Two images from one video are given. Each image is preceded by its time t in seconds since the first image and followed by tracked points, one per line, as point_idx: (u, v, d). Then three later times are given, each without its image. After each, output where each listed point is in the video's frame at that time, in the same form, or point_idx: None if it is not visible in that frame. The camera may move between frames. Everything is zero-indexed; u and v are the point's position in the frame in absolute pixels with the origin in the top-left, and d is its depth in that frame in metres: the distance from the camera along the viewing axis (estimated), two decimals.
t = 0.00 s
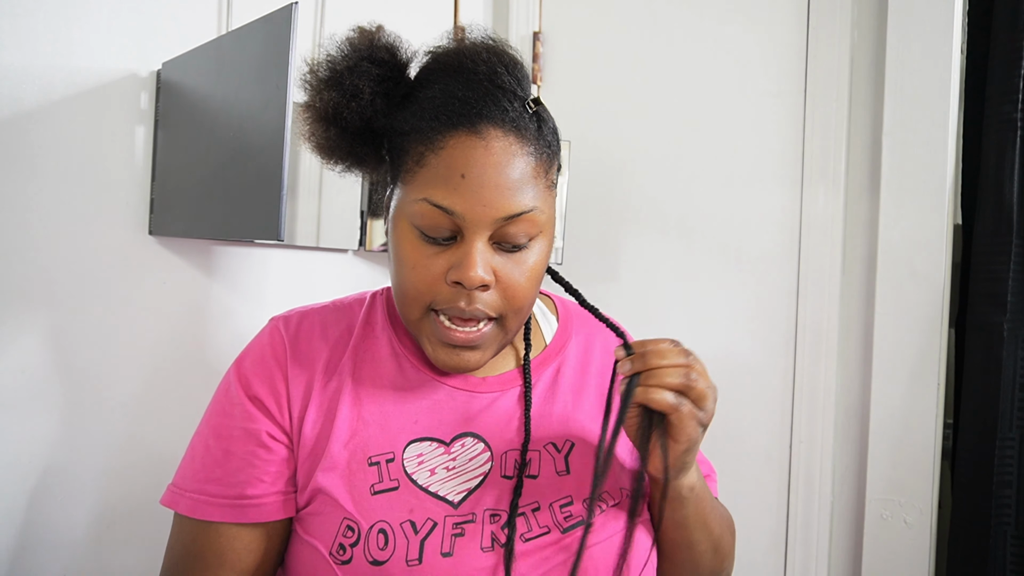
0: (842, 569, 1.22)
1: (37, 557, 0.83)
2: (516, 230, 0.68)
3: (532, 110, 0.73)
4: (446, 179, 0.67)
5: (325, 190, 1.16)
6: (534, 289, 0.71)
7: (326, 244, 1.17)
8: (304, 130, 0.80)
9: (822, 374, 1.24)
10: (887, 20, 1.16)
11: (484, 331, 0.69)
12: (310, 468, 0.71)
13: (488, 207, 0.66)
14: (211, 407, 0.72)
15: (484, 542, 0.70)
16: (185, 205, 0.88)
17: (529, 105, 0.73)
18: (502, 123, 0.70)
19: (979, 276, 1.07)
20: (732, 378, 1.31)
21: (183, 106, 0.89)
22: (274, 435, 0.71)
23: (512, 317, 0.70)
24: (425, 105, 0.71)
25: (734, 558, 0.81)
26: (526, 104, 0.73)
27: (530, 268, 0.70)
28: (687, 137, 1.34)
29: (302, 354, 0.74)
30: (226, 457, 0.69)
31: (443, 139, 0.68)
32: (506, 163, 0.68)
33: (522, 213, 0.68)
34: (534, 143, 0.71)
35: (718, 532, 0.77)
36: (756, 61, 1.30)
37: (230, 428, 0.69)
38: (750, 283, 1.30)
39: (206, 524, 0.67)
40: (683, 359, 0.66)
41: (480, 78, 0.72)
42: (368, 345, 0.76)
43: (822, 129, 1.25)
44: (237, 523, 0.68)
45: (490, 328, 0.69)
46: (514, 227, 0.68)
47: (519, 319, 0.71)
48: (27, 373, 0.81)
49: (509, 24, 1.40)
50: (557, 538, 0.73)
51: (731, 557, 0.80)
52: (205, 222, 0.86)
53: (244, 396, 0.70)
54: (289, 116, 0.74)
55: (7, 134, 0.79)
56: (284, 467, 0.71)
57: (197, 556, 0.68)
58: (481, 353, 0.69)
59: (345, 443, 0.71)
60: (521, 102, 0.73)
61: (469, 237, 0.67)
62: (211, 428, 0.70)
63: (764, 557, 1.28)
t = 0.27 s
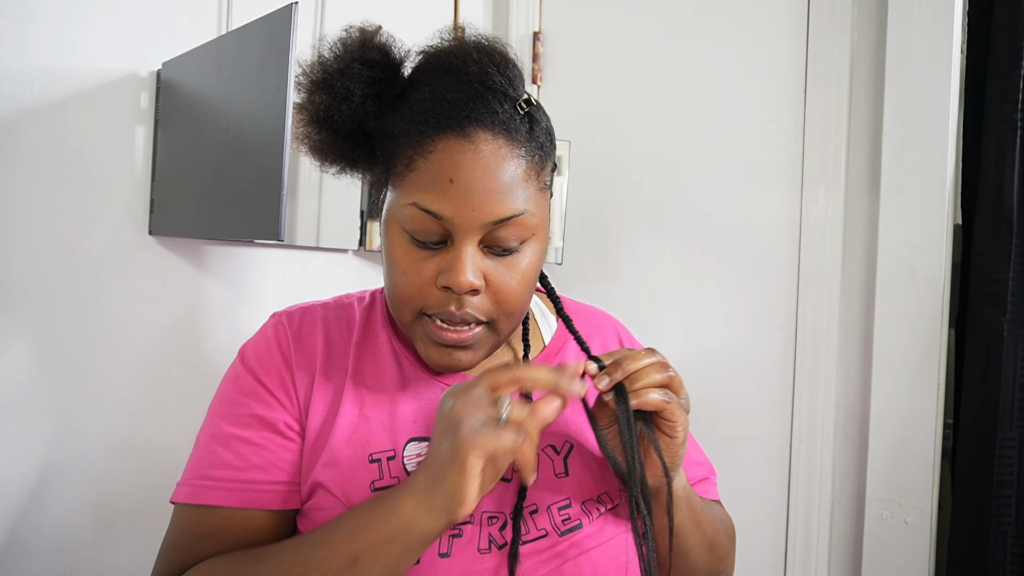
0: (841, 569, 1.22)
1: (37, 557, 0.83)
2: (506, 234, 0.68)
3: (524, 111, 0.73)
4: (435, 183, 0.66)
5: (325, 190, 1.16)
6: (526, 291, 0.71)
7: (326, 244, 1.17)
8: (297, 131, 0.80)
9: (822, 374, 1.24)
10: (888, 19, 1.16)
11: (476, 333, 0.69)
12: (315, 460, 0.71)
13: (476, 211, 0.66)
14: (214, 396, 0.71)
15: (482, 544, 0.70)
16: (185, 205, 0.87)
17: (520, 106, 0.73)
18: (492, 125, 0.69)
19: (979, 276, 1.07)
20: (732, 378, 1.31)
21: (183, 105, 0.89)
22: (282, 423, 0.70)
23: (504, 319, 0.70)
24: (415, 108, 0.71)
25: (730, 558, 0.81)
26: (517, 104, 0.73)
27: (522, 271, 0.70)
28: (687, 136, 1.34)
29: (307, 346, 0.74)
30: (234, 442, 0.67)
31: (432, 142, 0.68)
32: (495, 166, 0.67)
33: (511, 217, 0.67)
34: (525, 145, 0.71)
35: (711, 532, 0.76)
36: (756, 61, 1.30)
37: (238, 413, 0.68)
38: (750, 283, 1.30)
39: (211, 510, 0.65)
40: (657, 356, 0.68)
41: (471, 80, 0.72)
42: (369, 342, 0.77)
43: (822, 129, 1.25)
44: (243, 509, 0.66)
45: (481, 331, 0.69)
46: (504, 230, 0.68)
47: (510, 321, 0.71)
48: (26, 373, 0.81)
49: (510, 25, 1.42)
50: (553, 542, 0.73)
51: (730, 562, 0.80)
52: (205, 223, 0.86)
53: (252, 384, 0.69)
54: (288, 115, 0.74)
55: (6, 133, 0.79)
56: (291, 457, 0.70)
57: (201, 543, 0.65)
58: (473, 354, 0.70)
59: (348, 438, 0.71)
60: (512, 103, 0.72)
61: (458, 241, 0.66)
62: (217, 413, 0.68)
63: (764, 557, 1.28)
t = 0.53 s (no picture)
0: (841, 569, 1.22)
1: (37, 557, 0.83)
2: (500, 230, 0.68)
3: (520, 109, 0.72)
4: (429, 178, 0.67)
5: (325, 190, 1.16)
6: (522, 289, 0.70)
7: (326, 244, 1.17)
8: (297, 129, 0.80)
9: (822, 374, 1.24)
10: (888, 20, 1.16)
11: (468, 328, 0.68)
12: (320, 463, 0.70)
13: (470, 207, 0.66)
14: (218, 397, 0.70)
15: (489, 548, 0.70)
16: (185, 206, 0.87)
17: (517, 103, 0.72)
18: (487, 121, 0.69)
19: (979, 276, 1.07)
20: (732, 378, 1.31)
21: (183, 106, 0.88)
22: (289, 423, 0.69)
23: (499, 317, 0.69)
24: (412, 103, 0.71)
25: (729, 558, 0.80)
26: (515, 102, 0.72)
27: (517, 268, 0.69)
28: (687, 137, 1.34)
29: (309, 348, 0.74)
30: (241, 443, 0.66)
31: (427, 138, 0.68)
32: (489, 162, 0.67)
33: (506, 213, 0.67)
34: (521, 142, 0.70)
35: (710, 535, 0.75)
36: (757, 61, 1.30)
37: (245, 414, 0.67)
38: (750, 283, 1.30)
39: (220, 512, 0.64)
40: (634, 394, 0.66)
41: (468, 76, 0.72)
42: (371, 343, 0.77)
43: (822, 129, 1.25)
44: (253, 511, 0.65)
45: (475, 327, 0.69)
46: (498, 226, 0.67)
47: (505, 318, 0.70)
48: (25, 373, 0.81)
49: (509, 24, 1.41)
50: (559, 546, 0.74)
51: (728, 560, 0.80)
52: (205, 223, 0.86)
53: (257, 384, 0.69)
54: (289, 115, 0.74)
55: (5, 133, 0.79)
56: (298, 458, 0.69)
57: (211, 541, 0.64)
58: (466, 349, 0.69)
59: (352, 439, 0.70)
60: (509, 100, 0.72)
61: (452, 236, 0.66)
62: (223, 415, 0.67)
63: (764, 557, 1.28)
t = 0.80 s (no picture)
0: (842, 569, 1.22)
1: (37, 557, 0.83)
2: (490, 227, 0.68)
3: (511, 104, 0.73)
4: (417, 176, 0.68)
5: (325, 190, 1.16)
6: (515, 288, 0.70)
7: (326, 244, 1.17)
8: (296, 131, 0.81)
9: (822, 374, 1.24)
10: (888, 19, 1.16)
11: (459, 327, 0.68)
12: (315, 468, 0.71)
13: (459, 204, 0.67)
14: (215, 401, 0.71)
15: (479, 555, 0.70)
16: (185, 207, 0.87)
17: (508, 98, 0.73)
18: (476, 118, 0.69)
19: (979, 276, 1.07)
20: (732, 378, 1.31)
21: (183, 106, 0.88)
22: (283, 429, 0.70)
23: (491, 317, 0.70)
24: (402, 101, 0.72)
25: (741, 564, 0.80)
26: (505, 97, 0.73)
27: (509, 267, 0.70)
28: (687, 136, 1.34)
29: (305, 352, 0.74)
30: (234, 449, 0.67)
31: (415, 136, 0.69)
32: (477, 158, 0.68)
33: (494, 210, 0.68)
34: (511, 138, 0.71)
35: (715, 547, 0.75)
36: (757, 61, 1.30)
37: (239, 420, 0.68)
38: (750, 284, 1.30)
39: (213, 517, 0.65)
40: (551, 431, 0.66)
41: (458, 72, 0.73)
42: (367, 346, 0.76)
43: (822, 129, 1.25)
44: (245, 516, 0.66)
45: (466, 326, 0.68)
46: (488, 223, 0.68)
47: (497, 318, 0.70)
48: (25, 373, 0.81)
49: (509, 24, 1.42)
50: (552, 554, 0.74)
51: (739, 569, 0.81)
52: (205, 223, 0.86)
53: (253, 389, 0.69)
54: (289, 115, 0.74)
55: (5, 133, 0.79)
56: (292, 463, 0.70)
57: (206, 546, 0.65)
58: (457, 348, 0.69)
59: (345, 445, 0.70)
60: (499, 95, 0.73)
61: (441, 234, 0.67)
62: (218, 420, 0.68)
63: (764, 557, 1.28)
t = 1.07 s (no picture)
0: (842, 570, 1.22)
1: (37, 557, 0.83)
2: (469, 222, 0.69)
3: (493, 101, 0.74)
4: (396, 171, 0.68)
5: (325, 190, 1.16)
6: (496, 286, 0.70)
7: (326, 244, 1.17)
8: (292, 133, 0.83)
9: (822, 374, 1.24)
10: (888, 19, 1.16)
11: (437, 325, 0.68)
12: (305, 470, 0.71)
13: (436, 198, 0.67)
14: (207, 405, 0.71)
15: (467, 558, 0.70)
16: (185, 206, 0.88)
17: (490, 95, 0.74)
18: (455, 113, 0.70)
19: (979, 276, 1.07)
20: (732, 378, 1.31)
21: (183, 106, 0.89)
22: (273, 431, 0.71)
23: (472, 314, 0.69)
24: (385, 99, 0.73)
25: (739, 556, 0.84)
26: (487, 94, 0.74)
27: (489, 263, 0.69)
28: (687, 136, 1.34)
29: (295, 354, 0.74)
30: (225, 452, 0.67)
31: (396, 132, 0.70)
32: (455, 153, 0.68)
33: (472, 205, 0.68)
34: (491, 135, 0.71)
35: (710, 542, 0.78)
36: (757, 60, 1.30)
37: (231, 422, 0.68)
38: (751, 284, 1.30)
39: (205, 520, 0.65)
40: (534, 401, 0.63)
41: (440, 70, 0.74)
42: (358, 348, 0.76)
43: (823, 129, 1.25)
44: (238, 520, 0.66)
45: (445, 324, 0.68)
46: (467, 218, 0.68)
47: (477, 317, 0.70)
48: (25, 372, 0.81)
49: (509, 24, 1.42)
50: (540, 557, 0.72)
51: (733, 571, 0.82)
52: (203, 223, 0.86)
53: (242, 393, 0.70)
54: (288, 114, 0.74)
55: (5, 133, 0.79)
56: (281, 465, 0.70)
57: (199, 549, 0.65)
58: (437, 346, 0.69)
59: (336, 447, 0.70)
60: (481, 92, 0.73)
61: (420, 229, 0.67)
62: (209, 424, 0.68)
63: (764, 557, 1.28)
